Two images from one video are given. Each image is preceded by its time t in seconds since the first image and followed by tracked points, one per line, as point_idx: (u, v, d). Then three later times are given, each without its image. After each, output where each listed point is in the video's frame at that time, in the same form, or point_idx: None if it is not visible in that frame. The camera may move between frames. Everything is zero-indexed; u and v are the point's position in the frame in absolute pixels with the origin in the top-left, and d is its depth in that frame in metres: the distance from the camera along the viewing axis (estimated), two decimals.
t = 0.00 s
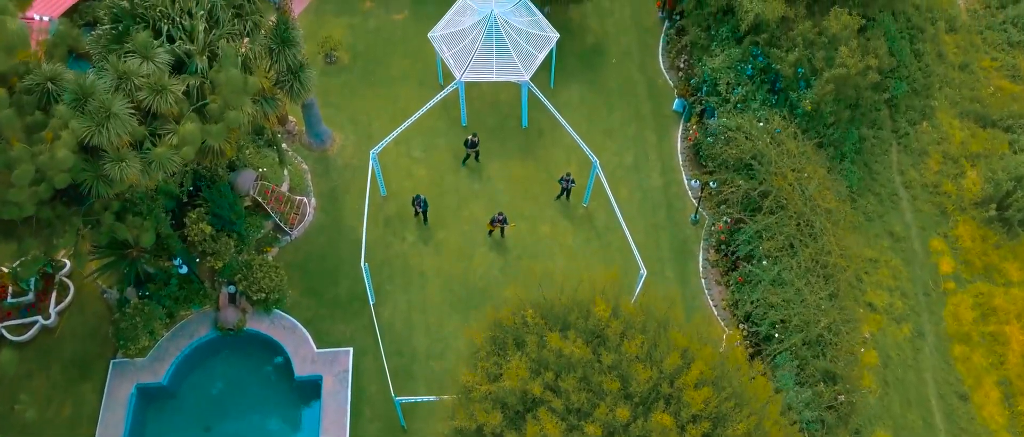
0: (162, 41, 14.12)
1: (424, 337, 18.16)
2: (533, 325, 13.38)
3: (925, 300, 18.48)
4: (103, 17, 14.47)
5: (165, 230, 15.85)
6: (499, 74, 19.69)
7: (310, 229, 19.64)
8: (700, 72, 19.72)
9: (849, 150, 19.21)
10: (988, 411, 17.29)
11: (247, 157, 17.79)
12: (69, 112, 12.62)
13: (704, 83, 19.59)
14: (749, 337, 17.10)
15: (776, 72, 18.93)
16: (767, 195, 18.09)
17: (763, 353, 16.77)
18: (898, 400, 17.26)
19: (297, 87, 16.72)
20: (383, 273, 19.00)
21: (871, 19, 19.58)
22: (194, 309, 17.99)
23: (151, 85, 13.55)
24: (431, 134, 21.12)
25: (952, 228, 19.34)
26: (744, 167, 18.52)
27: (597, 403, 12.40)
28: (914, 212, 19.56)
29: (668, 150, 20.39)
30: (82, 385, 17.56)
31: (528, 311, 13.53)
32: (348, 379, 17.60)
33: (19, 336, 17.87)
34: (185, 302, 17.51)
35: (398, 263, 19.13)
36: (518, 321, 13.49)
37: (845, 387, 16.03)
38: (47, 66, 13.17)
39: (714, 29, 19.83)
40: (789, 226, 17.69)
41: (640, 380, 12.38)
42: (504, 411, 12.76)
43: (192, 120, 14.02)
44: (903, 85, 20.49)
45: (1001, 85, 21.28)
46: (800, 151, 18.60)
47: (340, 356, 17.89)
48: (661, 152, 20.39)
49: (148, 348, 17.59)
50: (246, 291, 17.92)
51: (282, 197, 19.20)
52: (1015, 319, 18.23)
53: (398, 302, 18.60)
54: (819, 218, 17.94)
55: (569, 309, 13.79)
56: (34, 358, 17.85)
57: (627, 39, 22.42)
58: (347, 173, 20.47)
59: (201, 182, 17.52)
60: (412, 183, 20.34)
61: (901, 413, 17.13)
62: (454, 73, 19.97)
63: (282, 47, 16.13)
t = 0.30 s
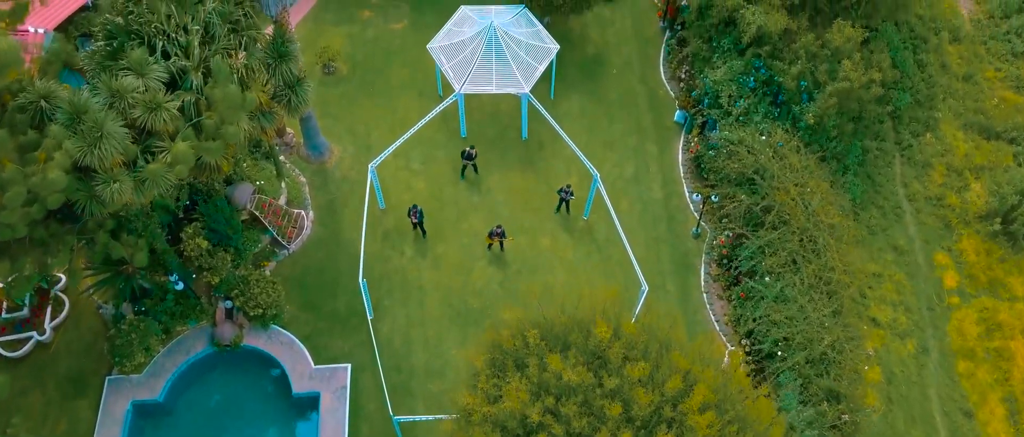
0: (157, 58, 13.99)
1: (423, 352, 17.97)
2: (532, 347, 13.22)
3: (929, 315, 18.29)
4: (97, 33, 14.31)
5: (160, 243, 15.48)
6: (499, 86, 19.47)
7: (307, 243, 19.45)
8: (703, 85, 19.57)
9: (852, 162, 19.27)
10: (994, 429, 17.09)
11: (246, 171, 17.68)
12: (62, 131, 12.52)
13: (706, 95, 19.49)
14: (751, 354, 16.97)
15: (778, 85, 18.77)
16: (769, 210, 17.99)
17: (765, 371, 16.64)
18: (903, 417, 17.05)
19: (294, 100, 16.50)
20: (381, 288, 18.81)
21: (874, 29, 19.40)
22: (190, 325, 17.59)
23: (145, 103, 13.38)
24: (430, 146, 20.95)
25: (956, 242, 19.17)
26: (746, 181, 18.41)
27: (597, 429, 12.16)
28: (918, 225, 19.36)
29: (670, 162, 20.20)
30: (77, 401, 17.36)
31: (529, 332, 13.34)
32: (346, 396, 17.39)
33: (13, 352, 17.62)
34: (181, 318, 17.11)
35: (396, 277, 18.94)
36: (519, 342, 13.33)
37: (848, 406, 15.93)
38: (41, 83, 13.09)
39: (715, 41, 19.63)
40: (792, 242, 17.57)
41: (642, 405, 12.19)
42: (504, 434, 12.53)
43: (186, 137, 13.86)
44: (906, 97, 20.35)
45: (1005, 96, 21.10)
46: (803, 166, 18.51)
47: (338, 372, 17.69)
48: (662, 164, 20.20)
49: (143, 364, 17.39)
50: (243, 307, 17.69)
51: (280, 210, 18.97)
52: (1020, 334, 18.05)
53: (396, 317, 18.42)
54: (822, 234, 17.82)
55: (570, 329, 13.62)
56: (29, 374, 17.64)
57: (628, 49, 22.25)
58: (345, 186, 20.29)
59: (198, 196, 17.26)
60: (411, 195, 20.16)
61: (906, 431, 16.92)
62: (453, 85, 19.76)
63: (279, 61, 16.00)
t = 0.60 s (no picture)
0: (152, 74, 13.78)
1: (421, 368, 17.78)
2: (531, 369, 13.05)
3: (932, 331, 18.10)
4: (92, 50, 14.14)
5: (156, 259, 15.28)
6: (498, 98, 19.28)
7: (305, 257, 19.28)
8: (704, 97, 19.56)
9: (854, 176, 19.10)
10: None
11: (241, 184, 17.56)
12: (56, 152, 12.33)
13: (708, 108, 19.46)
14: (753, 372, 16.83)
15: (780, 98, 18.84)
16: (771, 225, 17.84)
17: (767, 389, 16.50)
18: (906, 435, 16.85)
19: (291, 115, 16.23)
20: (379, 302, 18.62)
21: (877, 40, 19.24)
22: (186, 340, 17.54)
23: (140, 120, 13.16)
24: (429, 158, 20.78)
25: (959, 256, 19.00)
26: (749, 196, 18.26)
27: None
28: (921, 239, 19.17)
29: (670, 174, 20.01)
30: (72, 418, 17.18)
31: (529, 353, 13.17)
32: (343, 414, 17.21)
33: (7, 367, 17.44)
34: (178, 333, 17.10)
35: (394, 292, 18.76)
36: (518, 364, 13.16)
37: (852, 425, 15.83)
38: (33, 101, 12.92)
39: (716, 53, 19.59)
40: (795, 258, 17.40)
41: (643, 430, 12.01)
42: None
43: (182, 154, 13.67)
44: (909, 108, 20.19)
45: (1009, 108, 20.91)
46: (805, 180, 18.37)
47: (336, 388, 17.52)
48: (663, 176, 20.01)
49: (139, 381, 17.20)
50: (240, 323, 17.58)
51: (277, 224, 18.82)
52: None
53: (394, 332, 18.24)
54: (825, 249, 17.64)
55: (570, 351, 13.44)
56: (23, 390, 17.47)
57: (628, 60, 22.07)
58: (343, 198, 20.11)
59: (194, 210, 16.96)
60: (410, 208, 19.99)
61: None
62: (453, 97, 19.56)
63: (276, 76, 15.64)
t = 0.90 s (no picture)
0: (146, 92, 13.69)
1: (419, 385, 17.60)
2: (530, 392, 12.90)
3: (935, 346, 17.92)
4: (85, 66, 14.04)
5: (150, 275, 15.22)
6: (498, 110, 19.08)
7: (302, 270, 19.10)
8: (705, 109, 19.43)
9: (857, 189, 18.93)
10: None
11: (239, 197, 17.11)
12: (48, 171, 12.14)
13: (708, 120, 19.32)
14: (755, 389, 16.71)
15: (781, 111, 18.70)
16: (773, 240, 17.67)
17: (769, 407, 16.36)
18: None
19: (288, 130, 16.07)
20: (377, 317, 18.46)
21: (879, 51, 19.08)
22: (182, 355, 17.28)
23: (135, 138, 12.96)
24: (428, 170, 20.63)
25: (962, 269, 18.82)
26: (750, 211, 18.09)
27: None
28: (924, 252, 19.00)
29: (671, 187, 19.85)
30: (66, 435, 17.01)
31: (528, 375, 13.03)
32: (340, 431, 17.05)
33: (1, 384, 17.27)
34: (173, 349, 16.83)
35: (392, 306, 18.59)
36: (517, 386, 13.00)
37: None
38: (25, 120, 12.72)
39: (718, 65, 19.49)
40: (796, 274, 17.22)
41: None
42: None
43: (179, 172, 13.44)
44: (911, 120, 20.01)
45: (1013, 119, 20.72)
46: (807, 195, 18.20)
47: (332, 405, 17.35)
48: (663, 188, 19.83)
49: (134, 398, 17.03)
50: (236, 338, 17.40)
51: (274, 237, 18.64)
52: None
53: (392, 347, 18.07)
54: (828, 266, 17.45)
55: (570, 373, 13.29)
56: (18, 406, 17.31)
57: (628, 70, 21.90)
58: (340, 211, 19.94)
59: (190, 225, 16.69)
60: (408, 221, 19.81)
61: None
62: (452, 109, 19.38)
63: (272, 90, 15.56)
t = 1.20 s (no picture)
0: (140, 110, 13.50)
1: (417, 401, 17.43)
2: (529, 415, 12.72)
3: (938, 362, 17.75)
4: (78, 82, 13.87)
5: (146, 292, 14.99)
6: (496, 123, 18.92)
7: (299, 284, 18.94)
8: (705, 122, 19.39)
9: (858, 203, 18.77)
10: None
11: (235, 211, 16.83)
12: (39, 191, 11.93)
13: (709, 133, 19.25)
14: (756, 406, 16.54)
15: (783, 124, 18.54)
16: (774, 256, 17.51)
17: (769, 425, 16.22)
18: None
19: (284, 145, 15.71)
20: (375, 331, 18.29)
21: (881, 63, 18.92)
22: (178, 371, 17.00)
23: (131, 157, 12.79)
24: (426, 182, 20.46)
25: (965, 284, 18.66)
26: (751, 226, 17.93)
27: None
28: (927, 266, 18.83)
29: (671, 199, 19.67)
30: None
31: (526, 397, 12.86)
32: None
33: None
34: (169, 365, 16.58)
35: (390, 321, 18.43)
36: (516, 409, 12.83)
37: None
38: (16, 139, 12.55)
39: (718, 77, 19.41)
40: (798, 291, 17.06)
41: None
42: None
43: (174, 191, 13.26)
44: (914, 131, 19.84)
45: (1015, 131, 20.56)
46: (809, 210, 18.05)
47: (329, 422, 17.20)
48: (663, 201, 19.66)
49: (130, 414, 16.87)
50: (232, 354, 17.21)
51: (271, 252, 18.41)
52: None
53: (390, 362, 17.90)
54: (829, 282, 17.30)
55: (569, 395, 13.12)
56: (12, 423, 17.13)
57: (628, 80, 21.73)
58: (338, 224, 19.77)
59: (186, 240, 16.55)
60: (406, 234, 19.64)
61: None
62: (450, 121, 19.21)
63: (268, 105, 15.26)
